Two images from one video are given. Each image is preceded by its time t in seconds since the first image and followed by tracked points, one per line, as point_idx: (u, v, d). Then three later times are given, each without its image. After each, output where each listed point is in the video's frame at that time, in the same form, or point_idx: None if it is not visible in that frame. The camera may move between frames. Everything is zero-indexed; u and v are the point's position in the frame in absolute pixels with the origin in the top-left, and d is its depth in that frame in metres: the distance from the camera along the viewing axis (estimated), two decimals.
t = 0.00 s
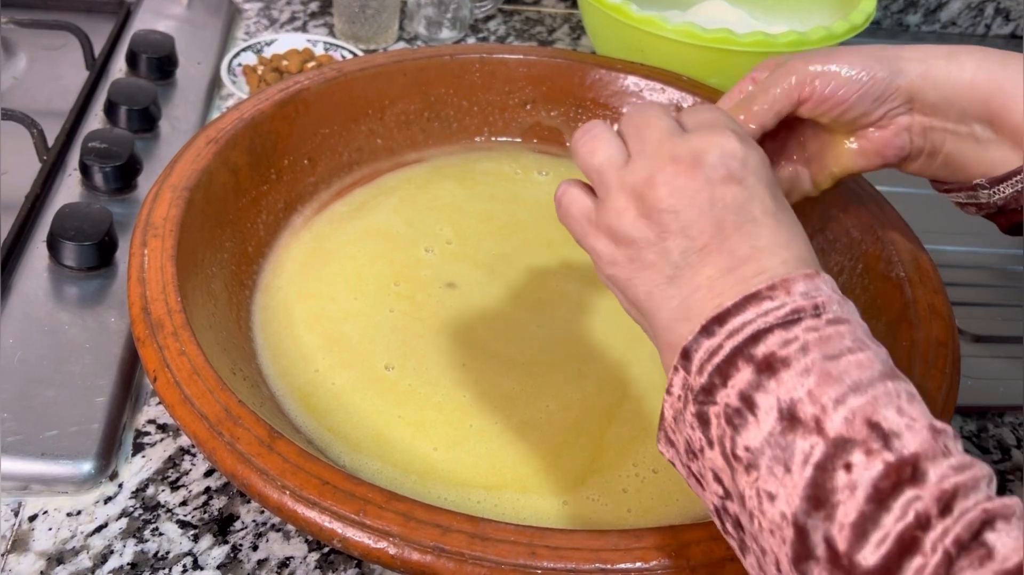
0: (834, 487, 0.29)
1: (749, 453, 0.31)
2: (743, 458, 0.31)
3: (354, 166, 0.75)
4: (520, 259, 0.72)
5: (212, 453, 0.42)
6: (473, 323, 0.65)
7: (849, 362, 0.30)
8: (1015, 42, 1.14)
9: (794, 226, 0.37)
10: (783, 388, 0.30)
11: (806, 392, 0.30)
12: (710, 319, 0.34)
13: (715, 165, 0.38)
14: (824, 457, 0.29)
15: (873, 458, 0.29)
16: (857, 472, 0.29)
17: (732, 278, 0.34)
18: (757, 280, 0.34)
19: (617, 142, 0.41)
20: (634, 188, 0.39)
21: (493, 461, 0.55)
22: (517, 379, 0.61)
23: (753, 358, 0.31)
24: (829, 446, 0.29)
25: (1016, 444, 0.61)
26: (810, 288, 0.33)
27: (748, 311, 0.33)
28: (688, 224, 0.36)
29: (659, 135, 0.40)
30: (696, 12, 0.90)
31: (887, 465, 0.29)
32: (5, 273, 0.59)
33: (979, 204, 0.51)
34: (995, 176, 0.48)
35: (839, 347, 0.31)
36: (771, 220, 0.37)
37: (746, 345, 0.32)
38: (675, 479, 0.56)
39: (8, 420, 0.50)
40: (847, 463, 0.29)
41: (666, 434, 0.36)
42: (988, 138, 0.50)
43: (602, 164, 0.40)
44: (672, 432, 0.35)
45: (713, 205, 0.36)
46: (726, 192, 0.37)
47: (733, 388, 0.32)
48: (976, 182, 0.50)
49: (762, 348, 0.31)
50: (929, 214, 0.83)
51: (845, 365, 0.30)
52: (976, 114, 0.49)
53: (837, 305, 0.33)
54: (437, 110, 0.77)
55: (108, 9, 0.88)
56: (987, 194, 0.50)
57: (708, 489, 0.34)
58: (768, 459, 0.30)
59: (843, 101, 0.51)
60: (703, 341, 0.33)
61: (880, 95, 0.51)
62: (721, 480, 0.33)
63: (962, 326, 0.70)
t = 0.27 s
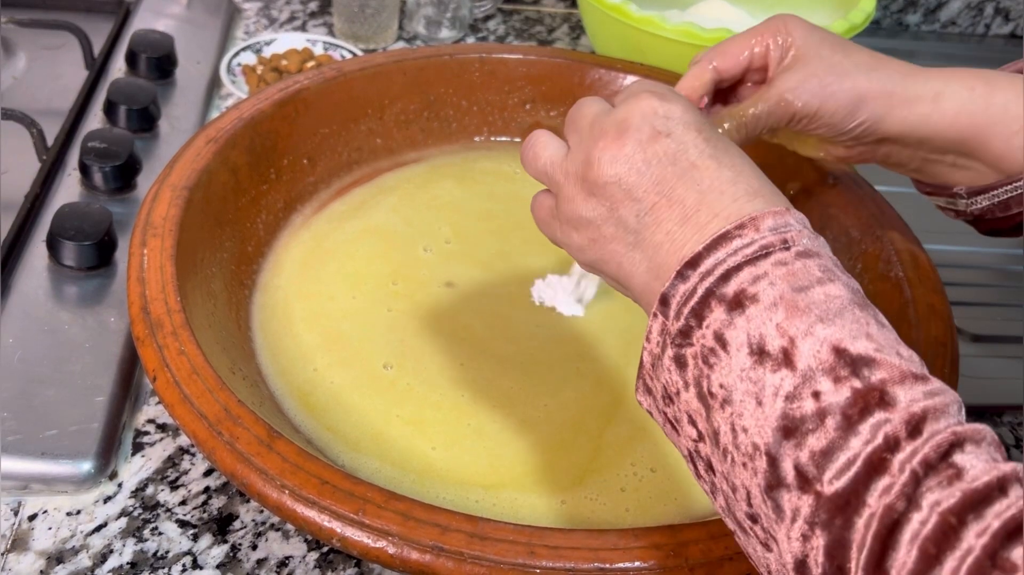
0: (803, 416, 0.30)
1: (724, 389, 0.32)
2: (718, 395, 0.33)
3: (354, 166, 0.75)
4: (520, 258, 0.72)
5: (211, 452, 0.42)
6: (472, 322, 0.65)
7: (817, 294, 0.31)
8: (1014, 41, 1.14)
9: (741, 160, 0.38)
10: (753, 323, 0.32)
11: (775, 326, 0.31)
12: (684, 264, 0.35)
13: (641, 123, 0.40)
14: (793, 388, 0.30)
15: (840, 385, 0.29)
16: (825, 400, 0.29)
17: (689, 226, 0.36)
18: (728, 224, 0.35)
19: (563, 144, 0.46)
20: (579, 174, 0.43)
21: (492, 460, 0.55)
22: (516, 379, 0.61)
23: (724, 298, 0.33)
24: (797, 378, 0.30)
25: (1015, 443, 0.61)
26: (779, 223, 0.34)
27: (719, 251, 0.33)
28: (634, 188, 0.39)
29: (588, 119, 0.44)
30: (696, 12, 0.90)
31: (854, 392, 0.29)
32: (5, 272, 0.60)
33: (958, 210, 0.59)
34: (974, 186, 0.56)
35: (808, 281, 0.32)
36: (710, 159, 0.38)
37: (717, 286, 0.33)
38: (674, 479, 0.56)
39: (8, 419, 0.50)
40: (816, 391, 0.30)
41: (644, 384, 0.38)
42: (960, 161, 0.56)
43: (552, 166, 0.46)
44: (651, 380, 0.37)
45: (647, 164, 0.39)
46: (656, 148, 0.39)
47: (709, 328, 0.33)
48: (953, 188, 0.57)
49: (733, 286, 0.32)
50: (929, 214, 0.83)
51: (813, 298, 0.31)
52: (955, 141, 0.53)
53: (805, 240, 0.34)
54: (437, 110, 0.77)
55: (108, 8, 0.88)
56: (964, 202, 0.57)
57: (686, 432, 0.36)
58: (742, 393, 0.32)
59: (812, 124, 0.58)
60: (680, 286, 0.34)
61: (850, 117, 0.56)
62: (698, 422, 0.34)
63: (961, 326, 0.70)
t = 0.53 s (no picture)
0: (788, 414, 0.30)
1: (713, 387, 0.33)
2: (708, 395, 0.33)
3: (353, 166, 0.75)
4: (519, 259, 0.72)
5: (210, 453, 0.42)
6: (469, 322, 0.65)
7: (802, 289, 0.32)
8: (1013, 41, 1.14)
9: (714, 157, 0.38)
10: (739, 322, 0.32)
11: (760, 324, 0.31)
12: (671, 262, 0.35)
13: (612, 128, 0.40)
14: (779, 386, 0.31)
15: (826, 383, 0.30)
16: (811, 397, 0.30)
17: (669, 228, 0.37)
18: (710, 220, 0.35)
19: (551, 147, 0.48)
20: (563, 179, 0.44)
21: (489, 459, 0.55)
22: (513, 379, 0.61)
23: (711, 296, 0.33)
24: (782, 377, 0.31)
25: (1013, 443, 0.61)
26: (765, 216, 0.34)
27: (705, 249, 0.34)
28: (613, 193, 0.40)
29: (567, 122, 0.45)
30: (695, 12, 0.90)
31: (840, 389, 0.30)
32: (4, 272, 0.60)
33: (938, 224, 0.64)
34: (955, 203, 0.61)
35: (793, 275, 0.32)
36: (681, 159, 0.38)
37: (703, 284, 0.33)
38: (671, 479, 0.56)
39: (7, 419, 0.50)
40: (800, 389, 0.30)
41: (635, 384, 0.39)
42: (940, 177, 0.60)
43: (540, 172, 0.48)
44: (642, 380, 0.38)
45: (619, 169, 0.40)
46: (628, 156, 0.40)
47: (698, 328, 0.33)
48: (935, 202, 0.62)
49: (717, 285, 0.33)
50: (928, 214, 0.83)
51: (798, 294, 0.32)
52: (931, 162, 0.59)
53: (793, 232, 0.34)
54: (436, 111, 0.77)
55: (107, 9, 0.88)
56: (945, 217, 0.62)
57: (675, 432, 0.37)
58: (730, 390, 0.32)
59: (810, 130, 0.58)
60: (668, 284, 0.35)
61: (849, 130, 0.58)
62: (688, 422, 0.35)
63: (960, 326, 0.70)
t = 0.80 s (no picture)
0: (753, 436, 0.31)
1: (682, 413, 0.33)
2: (678, 420, 0.33)
3: (351, 166, 0.75)
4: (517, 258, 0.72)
5: (206, 453, 0.42)
6: (466, 322, 0.65)
7: (761, 310, 0.32)
8: (1013, 41, 1.14)
9: (658, 188, 0.40)
10: (701, 347, 0.33)
11: (721, 347, 0.32)
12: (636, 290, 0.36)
13: (558, 174, 0.42)
14: (742, 409, 0.31)
15: (788, 402, 0.30)
16: (773, 418, 0.30)
17: (626, 261, 0.38)
18: (667, 247, 0.36)
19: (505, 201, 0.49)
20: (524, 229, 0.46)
21: (486, 459, 0.55)
22: (509, 378, 0.61)
23: (673, 322, 0.34)
24: (745, 399, 0.31)
25: (1012, 444, 0.61)
26: (721, 239, 0.35)
27: (666, 276, 0.35)
28: (568, 238, 0.42)
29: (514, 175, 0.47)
30: (694, 11, 0.90)
31: (801, 408, 0.30)
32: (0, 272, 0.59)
33: (937, 224, 0.64)
34: (954, 203, 0.60)
35: (751, 296, 0.33)
36: (625, 194, 0.40)
37: (666, 310, 0.34)
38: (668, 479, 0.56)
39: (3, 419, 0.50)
40: (763, 410, 0.31)
41: (612, 410, 0.39)
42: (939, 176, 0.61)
43: (500, 229, 0.48)
44: (618, 407, 0.38)
45: (572, 213, 0.41)
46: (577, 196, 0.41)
47: (664, 354, 0.34)
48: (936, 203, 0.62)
49: (680, 310, 0.34)
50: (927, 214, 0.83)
51: (757, 313, 0.32)
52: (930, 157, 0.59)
53: (750, 253, 0.34)
54: (434, 110, 0.77)
55: (105, 8, 0.88)
56: (945, 217, 0.62)
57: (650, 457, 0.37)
58: (697, 412, 0.32)
59: (810, 126, 0.58)
60: (634, 312, 0.35)
61: (849, 126, 0.58)
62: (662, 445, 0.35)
63: (959, 326, 0.70)
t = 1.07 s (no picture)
0: (773, 414, 0.31)
1: (699, 389, 0.33)
2: (696, 397, 0.33)
3: (348, 165, 0.75)
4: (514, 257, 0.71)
5: (201, 452, 0.42)
6: (462, 322, 0.65)
7: (787, 296, 0.33)
8: (1012, 40, 1.13)
9: (691, 176, 0.40)
10: (725, 326, 0.33)
11: (746, 328, 0.32)
12: (659, 270, 0.36)
13: (594, 159, 0.41)
14: (762, 387, 0.31)
15: (808, 382, 0.31)
16: (793, 397, 0.31)
17: (657, 246, 0.38)
18: (696, 232, 0.36)
19: (509, 179, 0.46)
20: (542, 211, 0.44)
21: (483, 459, 0.55)
22: (506, 377, 0.61)
23: (698, 302, 0.34)
24: (766, 377, 0.31)
25: (1011, 443, 0.61)
26: (750, 228, 0.35)
27: (693, 257, 0.35)
28: (601, 220, 0.41)
29: (537, 158, 0.45)
30: (692, 10, 0.90)
31: (821, 389, 0.30)
32: None
33: (928, 237, 0.65)
34: (945, 216, 0.62)
35: (778, 282, 0.33)
36: (661, 181, 0.40)
37: (691, 291, 0.34)
38: (664, 479, 0.55)
39: None
40: (783, 389, 0.31)
41: (642, 384, 0.39)
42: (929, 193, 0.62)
43: (509, 207, 0.46)
44: (646, 381, 0.38)
45: (608, 197, 0.40)
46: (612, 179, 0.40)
47: (685, 332, 0.34)
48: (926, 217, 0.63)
49: (706, 291, 0.34)
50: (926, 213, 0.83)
51: (782, 298, 0.33)
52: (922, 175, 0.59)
53: (778, 244, 0.35)
54: (432, 109, 0.77)
55: (102, 7, 0.88)
56: (936, 231, 0.63)
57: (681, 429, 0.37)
58: (715, 387, 0.33)
59: (797, 142, 0.58)
60: (656, 291, 0.36)
61: (837, 144, 0.58)
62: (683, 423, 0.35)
63: (958, 325, 0.70)
